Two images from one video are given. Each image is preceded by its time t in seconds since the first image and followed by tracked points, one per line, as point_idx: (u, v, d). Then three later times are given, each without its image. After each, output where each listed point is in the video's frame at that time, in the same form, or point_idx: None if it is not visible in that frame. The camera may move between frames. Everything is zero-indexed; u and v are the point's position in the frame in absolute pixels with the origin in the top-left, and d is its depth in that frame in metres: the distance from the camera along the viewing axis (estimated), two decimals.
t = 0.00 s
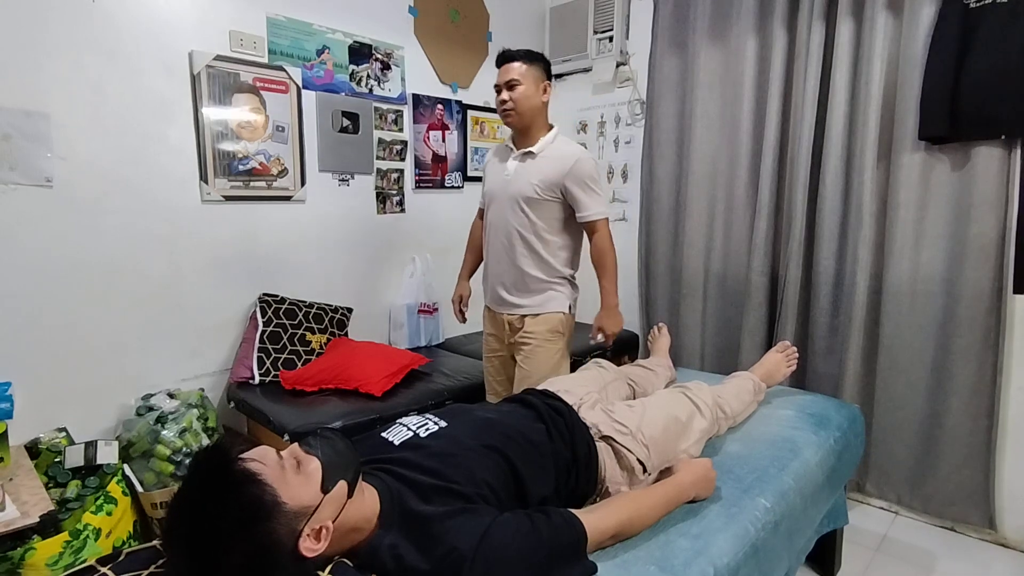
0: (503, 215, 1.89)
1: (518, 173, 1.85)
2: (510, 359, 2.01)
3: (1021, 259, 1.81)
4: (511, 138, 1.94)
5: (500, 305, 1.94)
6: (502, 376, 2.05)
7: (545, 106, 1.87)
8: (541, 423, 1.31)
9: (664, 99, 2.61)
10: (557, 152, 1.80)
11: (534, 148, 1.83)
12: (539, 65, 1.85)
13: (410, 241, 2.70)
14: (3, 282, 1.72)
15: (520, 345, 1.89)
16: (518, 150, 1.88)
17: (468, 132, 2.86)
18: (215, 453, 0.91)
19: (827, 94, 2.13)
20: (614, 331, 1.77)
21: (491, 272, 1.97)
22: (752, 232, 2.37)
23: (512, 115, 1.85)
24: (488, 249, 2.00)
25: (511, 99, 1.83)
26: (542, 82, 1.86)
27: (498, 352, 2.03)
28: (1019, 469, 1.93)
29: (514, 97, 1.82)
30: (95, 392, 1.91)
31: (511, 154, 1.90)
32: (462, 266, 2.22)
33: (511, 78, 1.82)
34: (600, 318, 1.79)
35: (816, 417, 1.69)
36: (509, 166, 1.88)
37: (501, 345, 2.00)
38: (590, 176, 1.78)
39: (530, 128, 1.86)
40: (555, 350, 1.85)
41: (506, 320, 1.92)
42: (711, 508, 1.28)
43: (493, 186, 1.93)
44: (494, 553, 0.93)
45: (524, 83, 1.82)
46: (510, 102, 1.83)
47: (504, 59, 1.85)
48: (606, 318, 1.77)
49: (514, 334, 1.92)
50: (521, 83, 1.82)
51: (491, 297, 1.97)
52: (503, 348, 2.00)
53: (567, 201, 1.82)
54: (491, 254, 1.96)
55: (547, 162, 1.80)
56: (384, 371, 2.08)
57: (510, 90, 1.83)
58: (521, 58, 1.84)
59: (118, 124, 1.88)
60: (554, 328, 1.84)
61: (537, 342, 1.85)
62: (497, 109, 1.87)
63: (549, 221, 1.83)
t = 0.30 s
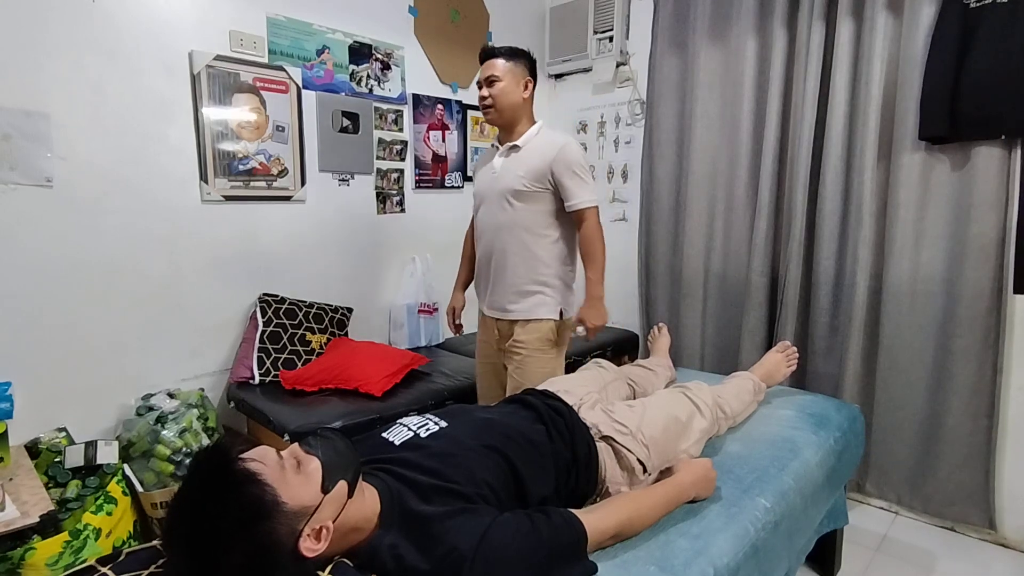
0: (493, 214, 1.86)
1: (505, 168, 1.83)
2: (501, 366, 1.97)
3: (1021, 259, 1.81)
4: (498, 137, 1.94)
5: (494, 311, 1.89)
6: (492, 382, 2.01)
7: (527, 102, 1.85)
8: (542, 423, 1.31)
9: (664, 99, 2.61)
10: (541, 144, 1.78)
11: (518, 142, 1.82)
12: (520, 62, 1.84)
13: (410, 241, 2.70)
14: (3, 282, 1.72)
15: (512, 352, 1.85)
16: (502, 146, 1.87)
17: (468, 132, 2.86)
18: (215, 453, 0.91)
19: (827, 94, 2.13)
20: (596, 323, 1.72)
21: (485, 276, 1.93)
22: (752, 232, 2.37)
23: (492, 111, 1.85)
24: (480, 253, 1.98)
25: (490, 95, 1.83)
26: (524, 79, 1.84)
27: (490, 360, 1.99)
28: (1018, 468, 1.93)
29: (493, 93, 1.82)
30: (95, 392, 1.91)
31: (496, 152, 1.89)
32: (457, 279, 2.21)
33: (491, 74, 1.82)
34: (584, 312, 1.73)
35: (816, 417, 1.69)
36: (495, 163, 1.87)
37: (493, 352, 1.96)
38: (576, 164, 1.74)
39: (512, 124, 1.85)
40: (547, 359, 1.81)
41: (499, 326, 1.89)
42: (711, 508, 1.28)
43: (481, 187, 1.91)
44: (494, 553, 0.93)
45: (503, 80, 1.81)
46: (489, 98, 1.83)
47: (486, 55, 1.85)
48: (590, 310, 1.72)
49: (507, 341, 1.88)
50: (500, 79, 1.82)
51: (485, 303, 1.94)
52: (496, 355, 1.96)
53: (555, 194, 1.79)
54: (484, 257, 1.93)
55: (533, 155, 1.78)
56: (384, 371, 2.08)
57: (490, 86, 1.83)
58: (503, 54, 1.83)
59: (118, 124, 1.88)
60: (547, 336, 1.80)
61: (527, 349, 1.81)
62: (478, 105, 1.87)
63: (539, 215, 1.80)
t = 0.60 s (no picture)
0: (480, 211, 1.81)
1: (490, 163, 1.77)
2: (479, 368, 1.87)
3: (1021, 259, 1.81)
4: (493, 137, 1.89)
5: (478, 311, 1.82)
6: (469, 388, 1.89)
7: (517, 100, 1.78)
8: (542, 423, 1.31)
9: (664, 99, 2.61)
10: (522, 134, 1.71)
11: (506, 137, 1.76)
12: (511, 59, 1.76)
13: (410, 240, 2.70)
14: (4, 282, 1.72)
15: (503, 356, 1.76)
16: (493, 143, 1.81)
17: (469, 132, 2.87)
18: (215, 453, 0.91)
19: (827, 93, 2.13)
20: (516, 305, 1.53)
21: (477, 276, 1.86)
22: (752, 232, 2.37)
23: (483, 111, 1.80)
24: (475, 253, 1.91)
25: (480, 93, 1.78)
26: (515, 77, 1.77)
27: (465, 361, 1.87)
28: (1018, 468, 1.93)
29: (483, 91, 1.77)
30: (96, 392, 1.91)
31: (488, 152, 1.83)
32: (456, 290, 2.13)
33: (481, 73, 1.76)
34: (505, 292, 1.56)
35: (816, 417, 1.69)
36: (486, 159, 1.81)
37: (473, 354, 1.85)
38: (550, 147, 1.62)
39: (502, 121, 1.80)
40: (542, 366, 1.73)
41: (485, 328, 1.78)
42: (711, 508, 1.28)
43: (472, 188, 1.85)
44: (494, 553, 0.93)
45: (492, 78, 1.75)
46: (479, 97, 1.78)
47: (477, 53, 1.79)
48: (510, 290, 1.54)
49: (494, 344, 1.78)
50: (489, 78, 1.75)
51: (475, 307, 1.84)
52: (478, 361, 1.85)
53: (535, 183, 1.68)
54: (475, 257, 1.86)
55: (517, 147, 1.71)
56: (384, 371, 2.08)
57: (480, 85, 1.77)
58: (493, 52, 1.76)
59: (118, 124, 1.88)
60: (542, 342, 1.72)
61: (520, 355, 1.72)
62: (470, 104, 1.82)
63: (520, 208, 1.71)
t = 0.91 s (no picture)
0: (451, 211, 1.76)
1: (467, 163, 1.72)
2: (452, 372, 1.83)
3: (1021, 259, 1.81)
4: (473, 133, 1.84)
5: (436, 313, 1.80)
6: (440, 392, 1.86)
7: (502, 98, 1.75)
8: (542, 423, 1.31)
9: (664, 99, 2.61)
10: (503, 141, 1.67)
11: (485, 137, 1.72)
12: (501, 54, 1.73)
13: (410, 240, 2.70)
14: (4, 282, 1.72)
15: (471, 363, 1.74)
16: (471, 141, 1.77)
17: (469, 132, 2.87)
18: (214, 453, 0.91)
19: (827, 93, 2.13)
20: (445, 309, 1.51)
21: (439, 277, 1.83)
22: (751, 232, 2.37)
23: (467, 105, 1.75)
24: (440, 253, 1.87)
25: (466, 86, 1.73)
26: (503, 73, 1.74)
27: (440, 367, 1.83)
28: (1018, 468, 1.93)
29: (469, 84, 1.72)
30: (95, 392, 1.91)
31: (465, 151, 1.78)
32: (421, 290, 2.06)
33: (468, 66, 1.72)
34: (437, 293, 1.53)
35: (816, 417, 1.69)
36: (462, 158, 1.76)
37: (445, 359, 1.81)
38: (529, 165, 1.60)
39: (484, 119, 1.75)
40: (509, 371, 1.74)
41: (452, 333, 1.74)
42: (711, 508, 1.28)
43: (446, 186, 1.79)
44: (494, 553, 0.93)
45: (480, 72, 1.71)
46: (465, 90, 1.73)
47: (466, 44, 1.74)
48: (443, 293, 1.52)
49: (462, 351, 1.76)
50: (477, 71, 1.71)
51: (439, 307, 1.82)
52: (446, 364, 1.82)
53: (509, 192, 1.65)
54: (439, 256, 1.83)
55: (494, 153, 1.66)
56: (384, 371, 2.08)
57: (466, 78, 1.73)
58: (481, 45, 1.73)
59: (118, 124, 1.88)
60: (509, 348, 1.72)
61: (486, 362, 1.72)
62: (454, 96, 1.77)
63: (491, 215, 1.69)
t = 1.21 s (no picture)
0: (437, 215, 1.72)
1: (455, 167, 1.69)
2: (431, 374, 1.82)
3: (1021, 259, 1.81)
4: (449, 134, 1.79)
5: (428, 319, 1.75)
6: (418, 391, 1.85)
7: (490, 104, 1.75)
8: (542, 422, 1.31)
9: (664, 99, 2.61)
10: (496, 145, 1.66)
11: (473, 139, 1.68)
12: (493, 59, 1.74)
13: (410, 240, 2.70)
14: (4, 282, 1.72)
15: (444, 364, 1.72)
16: (454, 144, 1.72)
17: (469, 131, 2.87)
18: (214, 453, 0.91)
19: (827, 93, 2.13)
20: (540, 346, 1.62)
21: (423, 282, 1.77)
22: (751, 232, 2.37)
23: (456, 105, 1.70)
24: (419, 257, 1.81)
25: (460, 86, 1.70)
26: (493, 79, 1.75)
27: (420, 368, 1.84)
28: (1018, 467, 1.93)
29: (464, 85, 1.69)
30: (95, 393, 1.91)
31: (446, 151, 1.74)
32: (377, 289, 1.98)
33: (464, 66, 1.69)
34: (526, 335, 1.62)
35: (816, 417, 1.69)
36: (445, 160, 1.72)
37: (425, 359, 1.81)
38: (529, 169, 1.64)
39: (469, 123, 1.72)
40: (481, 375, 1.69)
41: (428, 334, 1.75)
42: (711, 508, 1.28)
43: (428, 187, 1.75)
44: (494, 553, 0.93)
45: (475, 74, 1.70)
46: (459, 89, 1.69)
47: (459, 43, 1.72)
48: (533, 335, 1.62)
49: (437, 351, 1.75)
50: (472, 73, 1.70)
51: (421, 310, 1.78)
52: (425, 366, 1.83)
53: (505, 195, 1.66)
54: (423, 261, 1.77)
55: (485, 155, 1.66)
56: (384, 371, 2.08)
57: (460, 78, 1.70)
58: (474, 45, 1.71)
59: (118, 124, 1.88)
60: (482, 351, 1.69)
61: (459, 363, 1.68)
62: (441, 93, 1.71)
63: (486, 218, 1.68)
